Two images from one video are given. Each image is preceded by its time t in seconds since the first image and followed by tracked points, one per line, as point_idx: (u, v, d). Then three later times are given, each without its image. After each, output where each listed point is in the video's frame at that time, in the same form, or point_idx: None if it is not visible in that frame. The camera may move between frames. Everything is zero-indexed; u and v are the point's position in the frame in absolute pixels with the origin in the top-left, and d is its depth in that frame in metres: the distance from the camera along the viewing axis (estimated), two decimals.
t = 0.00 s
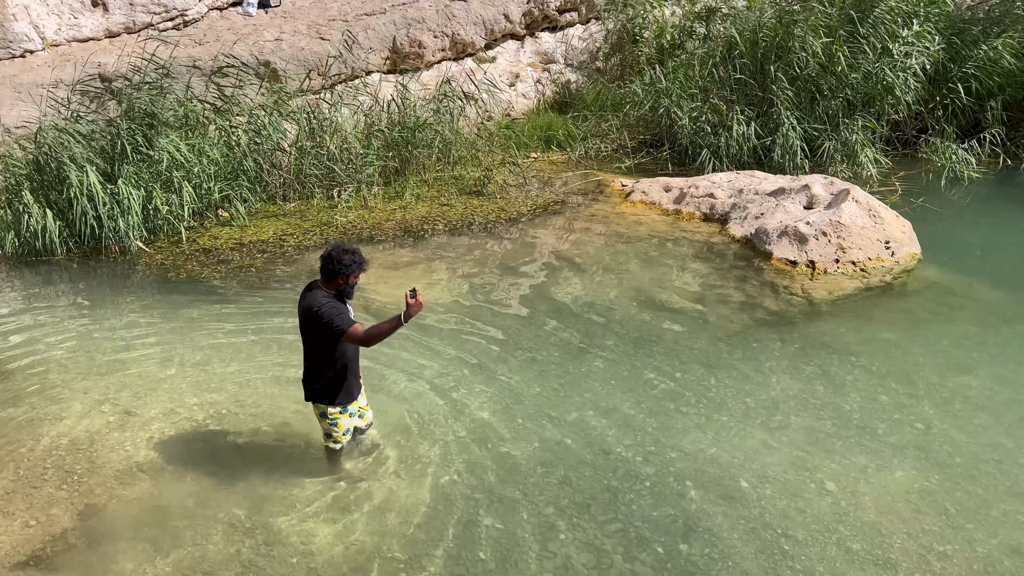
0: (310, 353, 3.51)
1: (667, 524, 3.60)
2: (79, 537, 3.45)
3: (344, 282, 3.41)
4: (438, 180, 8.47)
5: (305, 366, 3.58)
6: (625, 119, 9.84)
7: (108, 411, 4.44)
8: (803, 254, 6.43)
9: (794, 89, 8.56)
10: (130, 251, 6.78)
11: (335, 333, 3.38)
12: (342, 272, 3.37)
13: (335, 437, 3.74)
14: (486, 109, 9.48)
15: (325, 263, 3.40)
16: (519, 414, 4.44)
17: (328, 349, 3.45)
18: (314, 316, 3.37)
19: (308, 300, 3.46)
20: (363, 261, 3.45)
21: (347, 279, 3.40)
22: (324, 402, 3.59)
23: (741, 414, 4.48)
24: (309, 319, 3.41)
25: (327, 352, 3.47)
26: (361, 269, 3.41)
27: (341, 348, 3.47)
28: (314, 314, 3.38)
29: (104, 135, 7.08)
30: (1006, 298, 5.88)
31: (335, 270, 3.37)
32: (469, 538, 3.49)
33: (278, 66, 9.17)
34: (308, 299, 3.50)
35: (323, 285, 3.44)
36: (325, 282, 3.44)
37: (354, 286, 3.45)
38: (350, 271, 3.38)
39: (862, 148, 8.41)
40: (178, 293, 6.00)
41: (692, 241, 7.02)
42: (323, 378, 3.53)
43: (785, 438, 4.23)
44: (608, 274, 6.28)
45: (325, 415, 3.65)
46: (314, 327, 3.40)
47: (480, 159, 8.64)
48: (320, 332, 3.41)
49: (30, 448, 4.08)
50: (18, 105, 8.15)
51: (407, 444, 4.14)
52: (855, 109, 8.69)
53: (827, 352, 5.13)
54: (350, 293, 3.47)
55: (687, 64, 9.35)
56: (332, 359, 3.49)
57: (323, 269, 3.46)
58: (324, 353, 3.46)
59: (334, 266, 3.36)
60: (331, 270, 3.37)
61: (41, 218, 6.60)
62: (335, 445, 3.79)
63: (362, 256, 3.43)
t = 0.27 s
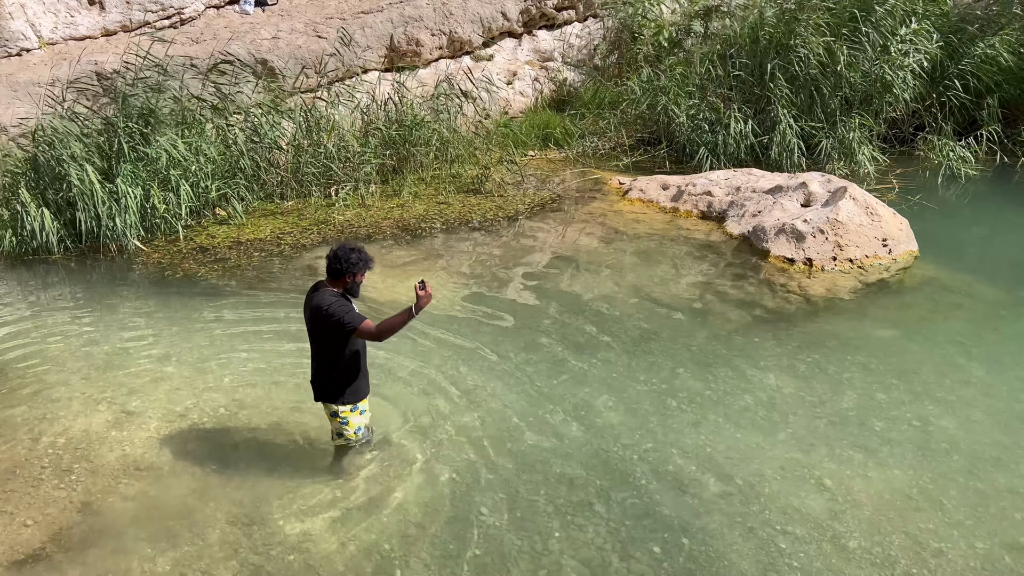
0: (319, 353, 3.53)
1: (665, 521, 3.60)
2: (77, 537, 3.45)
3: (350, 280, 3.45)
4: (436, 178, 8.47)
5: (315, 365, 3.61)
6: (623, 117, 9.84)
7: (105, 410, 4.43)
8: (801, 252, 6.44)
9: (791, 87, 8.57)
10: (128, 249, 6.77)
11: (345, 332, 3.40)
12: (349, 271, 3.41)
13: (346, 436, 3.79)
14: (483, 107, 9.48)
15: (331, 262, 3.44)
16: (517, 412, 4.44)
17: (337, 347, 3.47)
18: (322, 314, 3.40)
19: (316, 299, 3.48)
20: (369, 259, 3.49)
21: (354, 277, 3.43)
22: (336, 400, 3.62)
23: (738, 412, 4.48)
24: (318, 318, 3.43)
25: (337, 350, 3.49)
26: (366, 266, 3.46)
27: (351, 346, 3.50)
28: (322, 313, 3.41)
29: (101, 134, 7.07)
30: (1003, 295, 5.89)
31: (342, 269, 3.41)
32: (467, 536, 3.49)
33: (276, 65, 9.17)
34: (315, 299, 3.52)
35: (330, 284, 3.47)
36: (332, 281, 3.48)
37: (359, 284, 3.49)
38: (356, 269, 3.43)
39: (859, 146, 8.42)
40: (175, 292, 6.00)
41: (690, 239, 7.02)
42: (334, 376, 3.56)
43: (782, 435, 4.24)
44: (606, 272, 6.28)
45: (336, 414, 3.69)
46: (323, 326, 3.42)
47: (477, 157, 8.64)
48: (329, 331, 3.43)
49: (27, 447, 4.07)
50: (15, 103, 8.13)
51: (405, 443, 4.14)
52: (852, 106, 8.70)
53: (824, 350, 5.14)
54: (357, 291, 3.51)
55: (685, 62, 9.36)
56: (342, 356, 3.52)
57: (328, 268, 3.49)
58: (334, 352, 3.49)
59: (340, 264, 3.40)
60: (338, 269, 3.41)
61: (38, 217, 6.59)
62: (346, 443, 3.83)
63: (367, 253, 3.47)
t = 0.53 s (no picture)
0: (330, 344, 3.52)
1: (662, 520, 3.61)
2: (74, 537, 3.44)
3: (358, 272, 3.44)
4: (432, 177, 8.46)
5: (325, 357, 3.60)
6: (620, 116, 9.83)
7: (102, 410, 4.42)
8: (798, 249, 6.44)
9: (788, 86, 8.57)
10: (124, 249, 6.76)
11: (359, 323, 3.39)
12: (357, 263, 3.41)
13: (354, 432, 3.82)
14: (480, 106, 9.47)
15: (339, 255, 3.43)
16: (514, 411, 4.44)
17: (349, 338, 3.47)
18: (334, 307, 3.38)
19: (325, 292, 3.45)
20: (375, 250, 3.50)
21: (363, 268, 3.44)
22: (347, 392, 3.65)
23: (735, 410, 4.48)
24: (331, 311, 3.40)
25: (350, 341, 3.49)
26: (374, 258, 3.46)
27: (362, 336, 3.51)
28: (333, 306, 3.39)
29: (97, 132, 7.05)
30: (999, 293, 5.90)
31: (351, 262, 3.41)
32: (465, 534, 3.50)
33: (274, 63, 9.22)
34: (323, 292, 3.49)
35: (337, 277, 3.46)
36: (339, 274, 3.47)
37: (367, 276, 3.49)
38: (365, 261, 3.43)
39: (856, 144, 8.42)
40: (171, 291, 5.98)
41: (686, 237, 7.02)
42: (345, 367, 3.58)
43: (779, 433, 4.24)
44: (603, 271, 6.28)
45: (345, 408, 3.72)
46: (336, 318, 3.41)
47: (474, 155, 8.63)
48: (342, 323, 3.42)
49: (24, 448, 4.06)
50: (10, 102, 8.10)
51: (401, 442, 4.13)
52: (849, 105, 8.71)
53: (820, 348, 5.14)
54: (364, 282, 3.51)
55: (681, 61, 9.38)
56: (353, 347, 3.52)
57: (335, 261, 3.48)
58: (347, 343, 3.49)
59: (349, 257, 3.39)
60: (348, 261, 3.40)
61: (35, 216, 6.57)
62: (353, 439, 3.86)
63: (373, 245, 3.48)
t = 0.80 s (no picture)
0: (337, 338, 3.57)
1: (660, 518, 3.61)
2: (72, 537, 3.44)
3: (363, 266, 3.50)
4: (430, 176, 8.45)
5: (332, 351, 3.65)
6: (617, 114, 9.83)
7: (99, 410, 4.41)
8: (795, 248, 6.45)
9: (784, 85, 8.59)
10: (121, 248, 6.75)
11: (365, 315, 3.44)
12: (362, 257, 3.46)
13: (377, 421, 3.86)
14: (477, 105, 9.47)
15: (344, 250, 3.48)
16: (511, 410, 4.44)
17: (356, 331, 3.52)
18: (340, 300, 3.42)
19: (330, 287, 3.50)
20: (378, 244, 3.55)
21: (367, 262, 3.48)
22: (357, 384, 3.69)
23: (732, 408, 4.49)
24: (336, 304, 3.45)
25: (356, 333, 3.54)
26: (378, 252, 3.51)
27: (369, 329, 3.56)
28: (340, 300, 3.43)
29: (93, 132, 7.04)
30: (995, 291, 5.91)
31: (355, 256, 3.45)
32: (462, 533, 3.50)
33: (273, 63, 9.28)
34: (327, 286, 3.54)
35: (342, 271, 3.50)
36: (344, 268, 3.51)
37: (371, 270, 3.55)
38: (369, 255, 3.48)
39: (852, 142, 8.43)
40: (168, 291, 5.97)
41: (683, 236, 7.03)
42: (353, 359, 3.62)
43: (776, 432, 4.25)
44: (600, 270, 6.29)
45: (363, 401, 3.75)
46: (342, 312, 3.46)
47: (471, 154, 8.63)
48: (348, 315, 3.47)
49: (21, 448, 4.06)
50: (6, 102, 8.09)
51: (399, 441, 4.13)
52: (845, 103, 8.72)
53: (817, 346, 5.15)
54: (368, 275, 3.56)
55: (678, 60, 9.40)
56: (360, 340, 3.57)
57: (340, 256, 3.53)
58: (353, 335, 3.54)
59: (354, 251, 3.45)
60: (351, 255, 3.44)
61: (31, 216, 6.56)
62: (377, 430, 3.90)
63: (377, 239, 3.53)
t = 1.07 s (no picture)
0: (341, 335, 3.60)
1: (657, 517, 3.61)
2: (68, 538, 3.43)
3: (366, 262, 3.54)
4: (427, 176, 8.45)
5: (336, 348, 3.67)
6: (614, 114, 9.83)
7: (95, 411, 4.40)
8: (791, 246, 6.46)
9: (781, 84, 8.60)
10: (118, 249, 6.74)
11: (370, 309, 3.50)
12: (365, 253, 3.51)
13: (384, 416, 3.86)
14: (474, 105, 9.47)
15: (346, 246, 3.52)
16: (508, 408, 4.44)
17: (361, 327, 3.58)
18: (346, 296, 3.48)
19: (334, 284, 3.55)
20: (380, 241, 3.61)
21: (370, 258, 3.54)
22: (362, 381, 3.70)
23: (729, 407, 4.49)
24: (341, 300, 3.51)
25: (361, 329, 3.59)
26: (380, 248, 3.57)
27: (373, 324, 3.61)
28: (345, 295, 3.49)
29: (89, 132, 7.02)
30: (992, 289, 5.92)
31: (358, 251, 3.50)
32: (460, 533, 3.50)
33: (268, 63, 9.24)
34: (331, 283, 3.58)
35: (345, 268, 3.55)
36: (347, 265, 3.56)
37: (373, 265, 3.60)
38: (372, 252, 3.52)
39: (849, 141, 8.43)
40: (165, 292, 5.96)
41: (681, 235, 7.03)
42: (358, 355, 3.65)
43: (773, 430, 4.25)
44: (597, 269, 6.29)
45: (368, 397, 3.77)
46: (347, 307, 3.51)
47: (468, 154, 8.62)
48: (352, 311, 3.52)
49: (17, 449, 4.05)
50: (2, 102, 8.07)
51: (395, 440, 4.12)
52: (842, 101, 8.72)
53: (814, 344, 5.15)
54: (371, 272, 3.62)
55: (675, 59, 9.40)
56: (364, 336, 3.62)
57: (341, 253, 3.56)
58: (358, 331, 3.58)
59: (357, 247, 3.49)
60: (353, 251, 3.50)
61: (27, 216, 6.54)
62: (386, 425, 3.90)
63: (378, 236, 3.58)
